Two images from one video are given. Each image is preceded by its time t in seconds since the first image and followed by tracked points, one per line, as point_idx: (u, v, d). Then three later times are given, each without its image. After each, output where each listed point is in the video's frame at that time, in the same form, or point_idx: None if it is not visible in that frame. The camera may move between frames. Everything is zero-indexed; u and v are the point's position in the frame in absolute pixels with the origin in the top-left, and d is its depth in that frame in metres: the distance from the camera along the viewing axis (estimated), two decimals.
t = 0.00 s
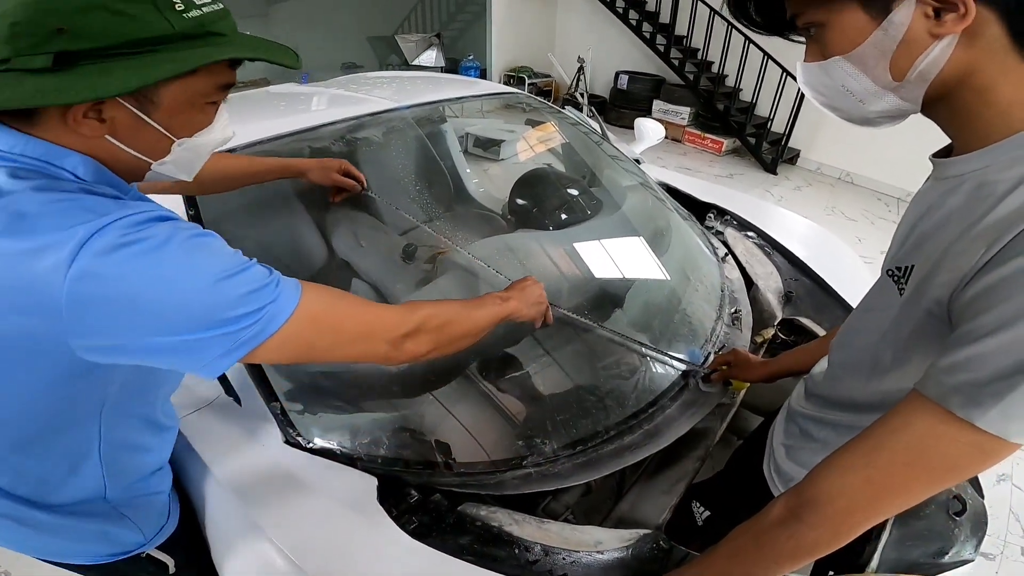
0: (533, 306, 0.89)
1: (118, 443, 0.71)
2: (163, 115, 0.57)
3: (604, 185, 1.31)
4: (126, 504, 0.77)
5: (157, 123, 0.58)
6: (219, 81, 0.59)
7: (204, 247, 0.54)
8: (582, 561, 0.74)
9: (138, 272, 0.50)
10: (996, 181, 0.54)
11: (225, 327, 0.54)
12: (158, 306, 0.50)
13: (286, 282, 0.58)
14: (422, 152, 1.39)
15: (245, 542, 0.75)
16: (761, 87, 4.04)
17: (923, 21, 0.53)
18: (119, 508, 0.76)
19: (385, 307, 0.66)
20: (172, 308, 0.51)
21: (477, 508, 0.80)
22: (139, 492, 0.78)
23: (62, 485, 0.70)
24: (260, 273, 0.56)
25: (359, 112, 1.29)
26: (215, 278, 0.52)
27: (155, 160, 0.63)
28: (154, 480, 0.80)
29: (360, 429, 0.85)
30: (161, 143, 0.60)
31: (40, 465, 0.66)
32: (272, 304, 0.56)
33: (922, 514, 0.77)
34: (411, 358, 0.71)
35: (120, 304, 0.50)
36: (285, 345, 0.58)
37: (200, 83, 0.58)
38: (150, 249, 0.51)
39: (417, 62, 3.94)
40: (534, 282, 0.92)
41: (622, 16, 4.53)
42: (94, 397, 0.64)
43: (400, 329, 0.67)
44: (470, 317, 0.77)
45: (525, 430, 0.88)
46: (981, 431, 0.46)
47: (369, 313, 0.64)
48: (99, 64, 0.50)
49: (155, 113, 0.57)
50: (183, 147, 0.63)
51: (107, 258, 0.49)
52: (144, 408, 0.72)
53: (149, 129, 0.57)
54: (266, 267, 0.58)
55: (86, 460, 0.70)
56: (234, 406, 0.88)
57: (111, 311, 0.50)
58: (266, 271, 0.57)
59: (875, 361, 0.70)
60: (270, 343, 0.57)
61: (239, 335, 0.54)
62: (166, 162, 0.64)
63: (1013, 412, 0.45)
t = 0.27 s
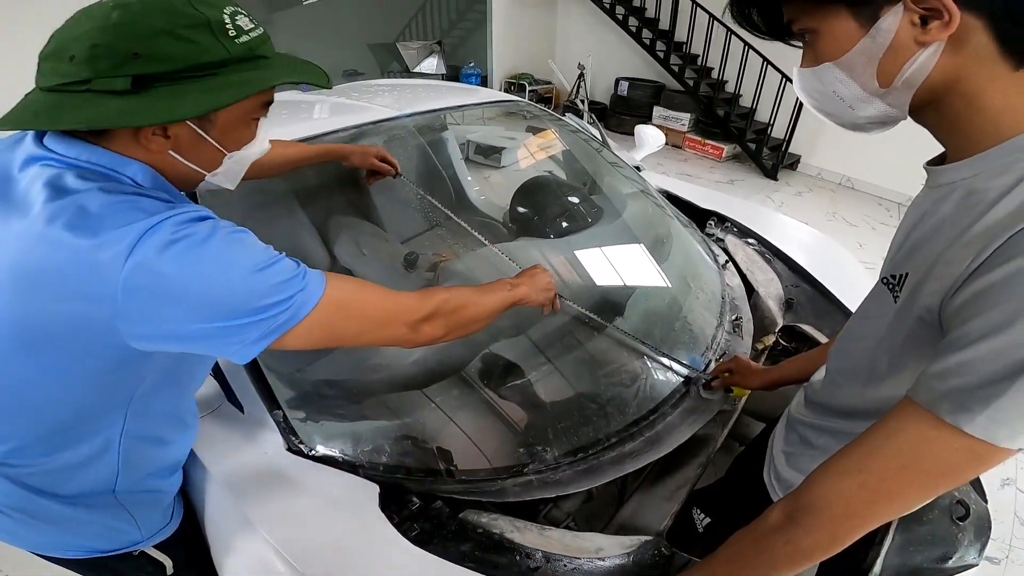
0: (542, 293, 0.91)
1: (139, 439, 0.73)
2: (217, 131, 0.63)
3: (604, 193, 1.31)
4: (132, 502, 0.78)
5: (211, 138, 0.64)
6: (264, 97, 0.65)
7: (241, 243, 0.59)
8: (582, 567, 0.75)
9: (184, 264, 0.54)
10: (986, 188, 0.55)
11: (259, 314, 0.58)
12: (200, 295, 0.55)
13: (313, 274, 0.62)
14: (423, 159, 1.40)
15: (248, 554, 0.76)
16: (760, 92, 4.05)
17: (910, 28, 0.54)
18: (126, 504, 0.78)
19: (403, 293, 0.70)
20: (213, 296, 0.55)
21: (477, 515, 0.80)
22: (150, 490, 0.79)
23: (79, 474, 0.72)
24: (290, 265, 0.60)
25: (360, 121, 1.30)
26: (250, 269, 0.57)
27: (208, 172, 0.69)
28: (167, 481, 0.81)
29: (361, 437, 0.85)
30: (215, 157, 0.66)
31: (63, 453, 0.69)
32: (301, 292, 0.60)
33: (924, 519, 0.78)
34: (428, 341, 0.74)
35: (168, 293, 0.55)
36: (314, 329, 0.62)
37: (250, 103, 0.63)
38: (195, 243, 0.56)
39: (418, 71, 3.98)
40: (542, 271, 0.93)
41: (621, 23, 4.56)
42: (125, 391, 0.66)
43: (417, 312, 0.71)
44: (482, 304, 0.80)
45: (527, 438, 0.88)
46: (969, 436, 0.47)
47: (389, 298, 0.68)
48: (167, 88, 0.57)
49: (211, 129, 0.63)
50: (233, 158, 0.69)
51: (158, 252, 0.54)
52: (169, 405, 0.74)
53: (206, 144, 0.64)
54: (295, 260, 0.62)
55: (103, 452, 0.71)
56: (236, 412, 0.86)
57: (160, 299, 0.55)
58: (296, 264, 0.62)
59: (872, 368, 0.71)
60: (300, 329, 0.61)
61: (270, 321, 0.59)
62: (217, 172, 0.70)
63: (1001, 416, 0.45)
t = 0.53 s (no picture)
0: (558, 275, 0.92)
1: (162, 429, 0.73)
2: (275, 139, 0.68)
3: (607, 195, 1.31)
4: (142, 493, 0.78)
5: (269, 145, 0.68)
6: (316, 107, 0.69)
7: (285, 230, 0.63)
8: (583, 569, 0.75)
9: (237, 247, 0.59)
10: (989, 190, 0.55)
11: (301, 294, 0.62)
12: (249, 275, 0.59)
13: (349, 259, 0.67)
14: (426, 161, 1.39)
15: (246, 554, 0.74)
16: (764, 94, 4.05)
17: (913, 30, 0.54)
18: (136, 494, 0.78)
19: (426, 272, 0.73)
20: (261, 276, 0.60)
21: (479, 516, 0.80)
22: (162, 484, 0.79)
23: (100, 459, 0.73)
24: (328, 251, 0.65)
25: (364, 122, 1.30)
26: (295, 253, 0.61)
27: (263, 177, 0.73)
28: (181, 480, 0.80)
29: (364, 437, 0.85)
30: (271, 162, 0.71)
31: (95, 433, 0.71)
32: (337, 274, 0.64)
33: (926, 522, 0.78)
34: (451, 320, 0.77)
35: (222, 274, 0.59)
36: (345, 310, 0.66)
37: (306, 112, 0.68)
38: (246, 229, 0.60)
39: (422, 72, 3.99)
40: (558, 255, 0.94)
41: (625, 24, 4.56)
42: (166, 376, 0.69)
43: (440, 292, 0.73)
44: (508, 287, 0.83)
45: (529, 440, 0.88)
46: (970, 439, 0.47)
47: (413, 280, 0.71)
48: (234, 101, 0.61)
49: (270, 137, 0.67)
50: (286, 165, 0.74)
51: (215, 236, 0.59)
52: (197, 398, 0.74)
53: (265, 151, 0.68)
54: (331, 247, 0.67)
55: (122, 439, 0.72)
56: (242, 414, 0.86)
57: (213, 279, 0.59)
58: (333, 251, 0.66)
59: (873, 371, 0.71)
60: (337, 308, 0.65)
61: (311, 301, 0.63)
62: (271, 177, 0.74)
63: (1001, 419, 0.45)
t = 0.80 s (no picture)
0: (568, 259, 0.94)
1: (183, 415, 0.74)
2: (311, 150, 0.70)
3: (606, 195, 1.31)
4: (148, 481, 0.78)
5: (305, 156, 0.70)
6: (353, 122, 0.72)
7: (319, 219, 0.67)
8: (583, 569, 0.75)
9: (281, 234, 0.63)
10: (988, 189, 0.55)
11: (338, 277, 0.66)
12: (291, 260, 0.63)
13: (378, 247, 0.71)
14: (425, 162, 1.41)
15: (245, 554, 0.74)
16: (763, 94, 4.05)
17: (911, 28, 0.54)
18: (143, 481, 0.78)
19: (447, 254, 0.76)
20: (302, 260, 0.63)
21: (479, 516, 0.80)
22: (170, 473, 0.79)
23: (117, 443, 0.73)
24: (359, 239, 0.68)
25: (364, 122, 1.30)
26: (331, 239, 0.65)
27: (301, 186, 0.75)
28: (189, 470, 0.80)
29: (363, 437, 0.85)
30: (307, 172, 0.73)
31: (116, 417, 0.71)
32: (367, 260, 0.68)
33: (926, 522, 0.78)
34: (469, 299, 0.80)
35: (265, 259, 0.62)
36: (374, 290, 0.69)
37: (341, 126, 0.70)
38: (286, 219, 0.64)
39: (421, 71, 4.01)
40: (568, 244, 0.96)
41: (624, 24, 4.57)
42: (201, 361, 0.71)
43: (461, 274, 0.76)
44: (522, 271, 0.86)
45: (528, 440, 0.88)
46: (967, 439, 0.47)
47: (436, 262, 0.73)
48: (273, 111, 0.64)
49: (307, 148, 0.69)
50: (321, 176, 0.75)
51: (259, 225, 0.63)
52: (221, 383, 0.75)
53: (300, 161, 0.71)
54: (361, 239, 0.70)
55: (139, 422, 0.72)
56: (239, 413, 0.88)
57: (258, 264, 0.62)
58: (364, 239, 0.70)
59: (871, 370, 0.71)
60: (371, 289, 0.69)
61: (342, 285, 0.66)
62: (307, 187, 0.76)
63: (996, 418, 0.45)
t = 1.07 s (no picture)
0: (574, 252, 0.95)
1: (191, 410, 0.73)
2: (320, 155, 0.70)
3: (605, 194, 1.31)
4: (149, 474, 0.77)
5: (316, 160, 0.70)
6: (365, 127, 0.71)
7: (333, 215, 0.69)
8: (582, 569, 0.75)
9: (298, 230, 0.65)
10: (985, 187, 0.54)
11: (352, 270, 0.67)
12: (306, 253, 0.64)
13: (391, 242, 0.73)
14: (423, 163, 1.42)
15: (245, 555, 0.74)
16: (762, 93, 4.05)
17: (905, 28, 0.54)
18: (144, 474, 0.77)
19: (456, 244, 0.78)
20: (319, 254, 0.65)
21: (478, 516, 0.80)
22: (171, 467, 0.78)
23: (125, 434, 0.73)
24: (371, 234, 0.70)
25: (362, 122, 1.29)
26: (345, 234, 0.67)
27: (313, 189, 0.76)
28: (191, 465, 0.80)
29: (363, 437, 0.85)
30: (318, 176, 0.73)
31: (125, 407, 0.71)
32: (379, 253, 0.69)
33: (926, 522, 0.78)
34: (476, 288, 0.82)
35: (283, 252, 0.64)
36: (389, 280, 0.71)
37: (351, 131, 0.69)
38: (303, 215, 0.66)
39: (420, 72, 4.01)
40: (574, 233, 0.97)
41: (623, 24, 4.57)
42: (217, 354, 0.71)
43: (469, 262, 0.78)
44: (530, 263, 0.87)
45: (527, 439, 0.88)
46: (963, 437, 0.47)
47: (445, 250, 0.75)
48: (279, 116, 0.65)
49: (316, 152, 0.69)
50: (333, 180, 0.75)
51: (276, 220, 0.64)
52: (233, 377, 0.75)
53: (310, 165, 0.71)
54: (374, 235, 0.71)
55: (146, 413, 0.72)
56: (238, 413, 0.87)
57: (275, 257, 0.64)
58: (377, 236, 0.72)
59: (868, 368, 0.71)
60: (384, 281, 0.70)
61: (354, 279, 0.68)
62: (319, 190, 0.76)
63: (989, 416, 0.45)
